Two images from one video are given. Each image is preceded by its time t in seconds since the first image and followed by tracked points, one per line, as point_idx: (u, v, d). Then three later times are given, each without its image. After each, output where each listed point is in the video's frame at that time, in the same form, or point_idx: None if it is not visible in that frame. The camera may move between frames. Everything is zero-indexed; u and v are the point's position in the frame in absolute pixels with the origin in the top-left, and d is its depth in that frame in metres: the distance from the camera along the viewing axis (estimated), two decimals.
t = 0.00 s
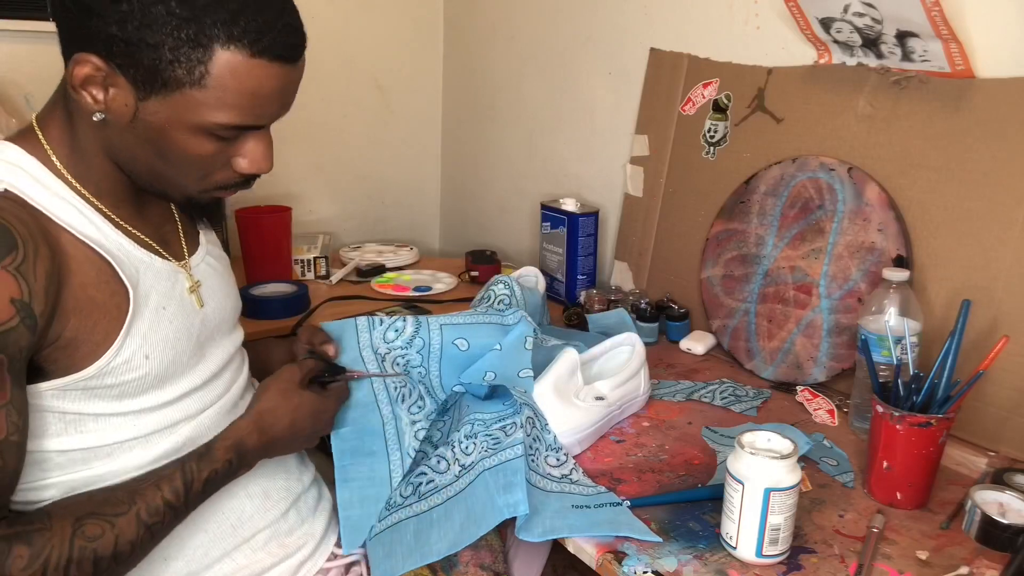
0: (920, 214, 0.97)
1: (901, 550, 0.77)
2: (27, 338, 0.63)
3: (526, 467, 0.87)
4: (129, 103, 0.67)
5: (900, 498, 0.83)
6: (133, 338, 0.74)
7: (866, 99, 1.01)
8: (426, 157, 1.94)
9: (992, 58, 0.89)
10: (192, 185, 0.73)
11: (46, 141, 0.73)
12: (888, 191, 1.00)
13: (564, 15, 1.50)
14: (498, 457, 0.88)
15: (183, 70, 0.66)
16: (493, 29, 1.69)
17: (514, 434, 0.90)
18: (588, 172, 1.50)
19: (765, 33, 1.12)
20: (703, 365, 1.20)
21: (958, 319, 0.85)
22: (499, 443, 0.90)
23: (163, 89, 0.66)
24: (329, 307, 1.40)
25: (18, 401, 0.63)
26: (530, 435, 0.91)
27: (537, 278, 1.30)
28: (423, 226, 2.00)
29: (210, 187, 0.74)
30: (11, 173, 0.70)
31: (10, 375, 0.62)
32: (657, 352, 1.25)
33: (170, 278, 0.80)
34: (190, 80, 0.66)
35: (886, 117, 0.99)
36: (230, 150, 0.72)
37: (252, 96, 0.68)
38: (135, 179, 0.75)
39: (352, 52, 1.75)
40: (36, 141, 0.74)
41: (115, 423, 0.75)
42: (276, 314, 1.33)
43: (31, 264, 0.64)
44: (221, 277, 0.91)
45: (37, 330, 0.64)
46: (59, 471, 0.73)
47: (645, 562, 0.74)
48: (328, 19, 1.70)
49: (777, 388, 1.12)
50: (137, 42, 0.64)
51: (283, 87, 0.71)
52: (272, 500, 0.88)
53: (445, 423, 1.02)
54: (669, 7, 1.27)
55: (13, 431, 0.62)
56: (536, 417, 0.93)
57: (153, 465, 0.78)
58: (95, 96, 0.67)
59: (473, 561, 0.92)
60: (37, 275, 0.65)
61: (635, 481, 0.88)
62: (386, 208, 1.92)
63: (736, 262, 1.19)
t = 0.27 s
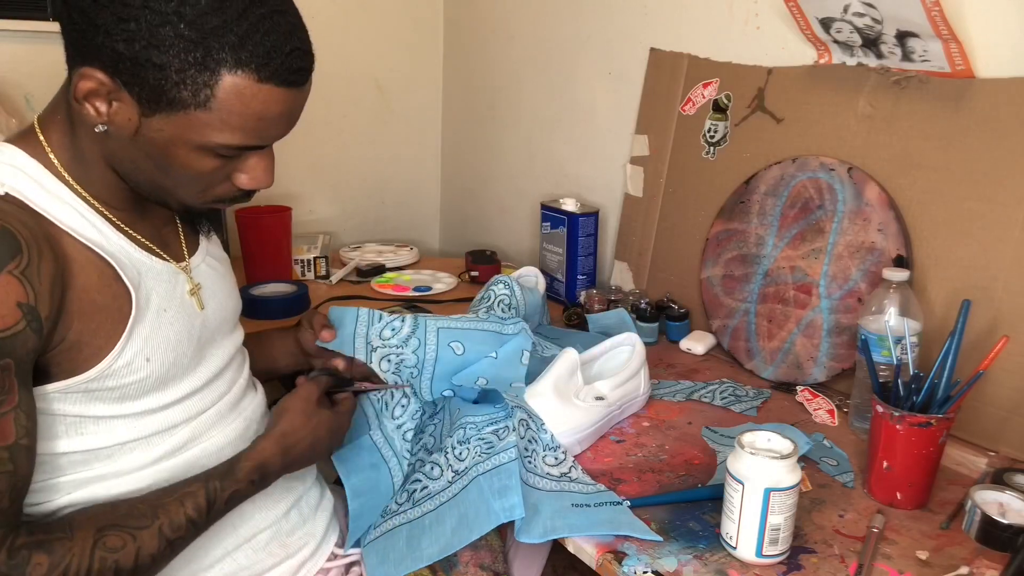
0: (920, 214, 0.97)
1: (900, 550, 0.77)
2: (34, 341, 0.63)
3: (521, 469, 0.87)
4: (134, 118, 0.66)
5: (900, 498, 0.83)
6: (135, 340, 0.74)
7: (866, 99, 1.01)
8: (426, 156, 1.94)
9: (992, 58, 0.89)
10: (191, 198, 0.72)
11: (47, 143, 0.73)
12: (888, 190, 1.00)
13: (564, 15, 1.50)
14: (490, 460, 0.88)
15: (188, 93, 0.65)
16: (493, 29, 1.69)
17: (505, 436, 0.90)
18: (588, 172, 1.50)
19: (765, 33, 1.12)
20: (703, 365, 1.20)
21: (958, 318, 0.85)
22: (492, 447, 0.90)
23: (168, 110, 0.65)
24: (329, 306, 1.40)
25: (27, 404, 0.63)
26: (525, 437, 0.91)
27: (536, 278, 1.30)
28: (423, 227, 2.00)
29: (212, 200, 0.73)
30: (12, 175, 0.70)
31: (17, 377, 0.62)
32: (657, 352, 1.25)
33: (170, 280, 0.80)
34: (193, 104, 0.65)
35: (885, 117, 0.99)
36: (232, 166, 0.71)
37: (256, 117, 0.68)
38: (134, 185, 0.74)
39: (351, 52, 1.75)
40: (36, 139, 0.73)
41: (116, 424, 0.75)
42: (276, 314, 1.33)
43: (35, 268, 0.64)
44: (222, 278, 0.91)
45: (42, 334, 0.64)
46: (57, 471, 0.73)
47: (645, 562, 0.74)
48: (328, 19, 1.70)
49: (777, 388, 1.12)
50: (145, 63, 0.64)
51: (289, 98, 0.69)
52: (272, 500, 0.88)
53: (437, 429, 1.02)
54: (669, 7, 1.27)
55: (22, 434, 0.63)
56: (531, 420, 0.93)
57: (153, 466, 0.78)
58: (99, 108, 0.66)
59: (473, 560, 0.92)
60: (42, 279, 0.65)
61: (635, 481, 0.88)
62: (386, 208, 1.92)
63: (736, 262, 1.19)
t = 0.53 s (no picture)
0: (920, 214, 0.97)
1: (900, 550, 0.77)
2: (37, 345, 0.64)
3: (518, 475, 0.86)
4: (125, 110, 0.66)
5: (900, 498, 0.83)
6: (138, 341, 0.74)
7: (866, 99, 1.01)
8: (426, 156, 1.94)
9: (992, 58, 0.89)
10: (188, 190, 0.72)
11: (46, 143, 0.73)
12: (888, 190, 1.00)
13: (564, 15, 1.50)
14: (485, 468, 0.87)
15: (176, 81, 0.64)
16: (493, 28, 1.69)
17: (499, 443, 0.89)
18: (588, 172, 1.50)
19: (765, 33, 1.12)
20: (703, 365, 1.20)
21: (958, 319, 0.85)
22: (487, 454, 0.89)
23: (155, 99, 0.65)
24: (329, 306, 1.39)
25: (28, 409, 0.63)
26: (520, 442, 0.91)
27: (536, 278, 1.30)
28: (423, 227, 2.00)
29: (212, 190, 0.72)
30: (8, 172, 0.69)
31: (22, 381, 0.63)
32: (657, 352, 1.25)
33: (173, 280, 0.80)
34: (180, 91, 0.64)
35: (885, 117, 0.99)
36: (227, 155, 0.70)
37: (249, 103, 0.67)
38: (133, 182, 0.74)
39: (351, 53, 1.75)
40: (35, 138, 0.73)
41: (120, 425, 0.75)
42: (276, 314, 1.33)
43: (37, 270, 0.64)
44: (223, 276, 0.91)
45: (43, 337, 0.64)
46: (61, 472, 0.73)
47: (645, 562, 0.74)
48: (328, 19, 1.70)
49: (777, 388, 1.12)
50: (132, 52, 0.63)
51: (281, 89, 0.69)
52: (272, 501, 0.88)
53: (431, 434, 1.03)
54: (669, 7, 1.27)
55: (22, 437, 0.62)
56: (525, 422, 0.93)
57: (156, 467, 0.78)
58: (89, 101, 0.65)
59: (473, 560, 0.94)
60: (45, 284, 0.65)
61: (635, 481, 0.88)
62: (386, 208, 1.92)
63: (736, 262, 1.19)
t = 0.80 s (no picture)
0: (920, 214, 0.97)
1: (900, 550, 0.77)
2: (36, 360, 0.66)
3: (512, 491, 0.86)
4: (36, 60, 0.68)
5: (900, 498, 0.83)
6: (119, 348, 0.75)
7: (866, 99, 1.01)
8: (427, 156, 1.94)
9: (992, 58, 0.89)
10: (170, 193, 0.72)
11: None
12: (888, 190, 1.00)
13: (564, 15, 1.50)
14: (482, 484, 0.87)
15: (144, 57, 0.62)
16: (493, 29, 1.69)
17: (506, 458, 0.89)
18: (588, 172, 1.50)
19: (765, 33, 1.12)
20: (703, 365, 1.20)
21: (958, 319, 0.85)
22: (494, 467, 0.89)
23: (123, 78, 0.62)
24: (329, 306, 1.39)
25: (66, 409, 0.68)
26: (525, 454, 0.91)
27: (537, 278, 1.30)
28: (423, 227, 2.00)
29: (153, 129, 0.77)
30: None
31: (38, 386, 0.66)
32: (657, 352, 1.25)
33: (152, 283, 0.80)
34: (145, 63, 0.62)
35: (885, 117, 0.99)
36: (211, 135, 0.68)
37: (160, 14, 0.70)
38: (86, 156, 0.77)
39: (351, 52, 1.75)
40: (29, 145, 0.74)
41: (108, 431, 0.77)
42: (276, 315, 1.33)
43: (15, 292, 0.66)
44: (207, 270, 0.91)
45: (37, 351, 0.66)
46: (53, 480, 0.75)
47: (645, 562, 0.74)
48: (329, 18, 1.70)
49: (777, 387, 1.12)
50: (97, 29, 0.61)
51: None
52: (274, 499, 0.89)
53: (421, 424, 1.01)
54: (669, 7, 1.27)
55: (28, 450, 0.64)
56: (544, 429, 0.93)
57: (150, 470, 0.80)
58: None
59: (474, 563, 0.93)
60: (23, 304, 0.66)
61: (635, 481, 0.88)
62: (386, 208, 1.92)
63: (736, 262, 1.19)
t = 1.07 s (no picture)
0: (920, 215, 0.97)
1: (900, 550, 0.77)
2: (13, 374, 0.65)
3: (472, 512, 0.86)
4: (89, 47, 0.69)
5: (901, 498, 0.83)
6: (116, 352, 0.75)
7: (866, 99, 1.01)
8: (427, 156, 1.94)
9: (992, 58, 0.89)
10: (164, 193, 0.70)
11: (15, 141, 0.75)
12: (888, 191, 1.00)
13: (564, 15, 1.50)
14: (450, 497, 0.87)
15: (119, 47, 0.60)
16: (494, 29, 1.69)
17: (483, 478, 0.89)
18: (588, 172, 1.50)
19: (765, 33, 1.12)
20: (703, 365, 1.20)
21: (958, 319, 0.85)
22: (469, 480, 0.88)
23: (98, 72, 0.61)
24: (329, 306, 1.39)
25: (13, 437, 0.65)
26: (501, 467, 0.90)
27: (537, 278, 1.31)
28: (423, 227, 2.00)
29: (182, 134, 0.75)
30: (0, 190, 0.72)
31: None
32: (657, 352, 1.25)
33: (156, 288, 0.81)
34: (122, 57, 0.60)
35: (885, 117, 0.99)
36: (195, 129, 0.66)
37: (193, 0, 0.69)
38: (109, 151, 0.76)
39: (351, 53, 1.75)
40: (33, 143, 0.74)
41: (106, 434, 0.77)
42: (277, 315, 1.33)
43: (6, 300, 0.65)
44: (214, 276, 0.91)
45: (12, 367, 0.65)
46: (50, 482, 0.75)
47: (645, 562, 0.74)
48: (328, 18, 1.70)
49: (777, 387, 1.12)
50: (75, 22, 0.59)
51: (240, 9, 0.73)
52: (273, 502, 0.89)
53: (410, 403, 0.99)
54: (670, 7, 1.27)
55: None
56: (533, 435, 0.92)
57: (147, 475, 0.80)
58: (54, 45, 0.68)
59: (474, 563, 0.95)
60: (11, 313, 0.66)
61: (635, 481, 0.88)
62: (386, 208, 1.92)
63: (736, 262, 1.19)
